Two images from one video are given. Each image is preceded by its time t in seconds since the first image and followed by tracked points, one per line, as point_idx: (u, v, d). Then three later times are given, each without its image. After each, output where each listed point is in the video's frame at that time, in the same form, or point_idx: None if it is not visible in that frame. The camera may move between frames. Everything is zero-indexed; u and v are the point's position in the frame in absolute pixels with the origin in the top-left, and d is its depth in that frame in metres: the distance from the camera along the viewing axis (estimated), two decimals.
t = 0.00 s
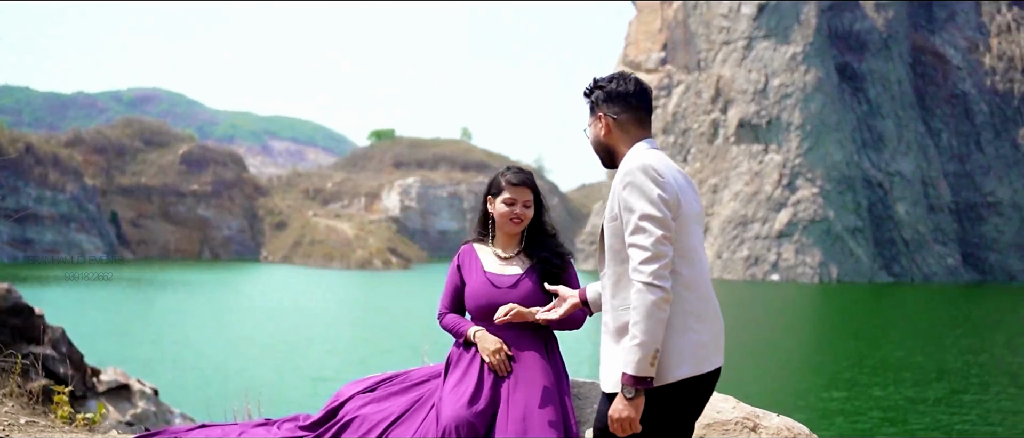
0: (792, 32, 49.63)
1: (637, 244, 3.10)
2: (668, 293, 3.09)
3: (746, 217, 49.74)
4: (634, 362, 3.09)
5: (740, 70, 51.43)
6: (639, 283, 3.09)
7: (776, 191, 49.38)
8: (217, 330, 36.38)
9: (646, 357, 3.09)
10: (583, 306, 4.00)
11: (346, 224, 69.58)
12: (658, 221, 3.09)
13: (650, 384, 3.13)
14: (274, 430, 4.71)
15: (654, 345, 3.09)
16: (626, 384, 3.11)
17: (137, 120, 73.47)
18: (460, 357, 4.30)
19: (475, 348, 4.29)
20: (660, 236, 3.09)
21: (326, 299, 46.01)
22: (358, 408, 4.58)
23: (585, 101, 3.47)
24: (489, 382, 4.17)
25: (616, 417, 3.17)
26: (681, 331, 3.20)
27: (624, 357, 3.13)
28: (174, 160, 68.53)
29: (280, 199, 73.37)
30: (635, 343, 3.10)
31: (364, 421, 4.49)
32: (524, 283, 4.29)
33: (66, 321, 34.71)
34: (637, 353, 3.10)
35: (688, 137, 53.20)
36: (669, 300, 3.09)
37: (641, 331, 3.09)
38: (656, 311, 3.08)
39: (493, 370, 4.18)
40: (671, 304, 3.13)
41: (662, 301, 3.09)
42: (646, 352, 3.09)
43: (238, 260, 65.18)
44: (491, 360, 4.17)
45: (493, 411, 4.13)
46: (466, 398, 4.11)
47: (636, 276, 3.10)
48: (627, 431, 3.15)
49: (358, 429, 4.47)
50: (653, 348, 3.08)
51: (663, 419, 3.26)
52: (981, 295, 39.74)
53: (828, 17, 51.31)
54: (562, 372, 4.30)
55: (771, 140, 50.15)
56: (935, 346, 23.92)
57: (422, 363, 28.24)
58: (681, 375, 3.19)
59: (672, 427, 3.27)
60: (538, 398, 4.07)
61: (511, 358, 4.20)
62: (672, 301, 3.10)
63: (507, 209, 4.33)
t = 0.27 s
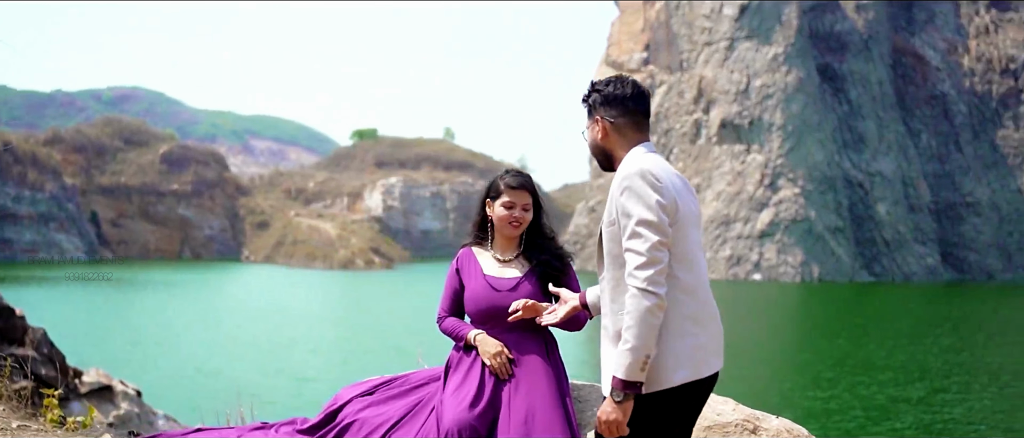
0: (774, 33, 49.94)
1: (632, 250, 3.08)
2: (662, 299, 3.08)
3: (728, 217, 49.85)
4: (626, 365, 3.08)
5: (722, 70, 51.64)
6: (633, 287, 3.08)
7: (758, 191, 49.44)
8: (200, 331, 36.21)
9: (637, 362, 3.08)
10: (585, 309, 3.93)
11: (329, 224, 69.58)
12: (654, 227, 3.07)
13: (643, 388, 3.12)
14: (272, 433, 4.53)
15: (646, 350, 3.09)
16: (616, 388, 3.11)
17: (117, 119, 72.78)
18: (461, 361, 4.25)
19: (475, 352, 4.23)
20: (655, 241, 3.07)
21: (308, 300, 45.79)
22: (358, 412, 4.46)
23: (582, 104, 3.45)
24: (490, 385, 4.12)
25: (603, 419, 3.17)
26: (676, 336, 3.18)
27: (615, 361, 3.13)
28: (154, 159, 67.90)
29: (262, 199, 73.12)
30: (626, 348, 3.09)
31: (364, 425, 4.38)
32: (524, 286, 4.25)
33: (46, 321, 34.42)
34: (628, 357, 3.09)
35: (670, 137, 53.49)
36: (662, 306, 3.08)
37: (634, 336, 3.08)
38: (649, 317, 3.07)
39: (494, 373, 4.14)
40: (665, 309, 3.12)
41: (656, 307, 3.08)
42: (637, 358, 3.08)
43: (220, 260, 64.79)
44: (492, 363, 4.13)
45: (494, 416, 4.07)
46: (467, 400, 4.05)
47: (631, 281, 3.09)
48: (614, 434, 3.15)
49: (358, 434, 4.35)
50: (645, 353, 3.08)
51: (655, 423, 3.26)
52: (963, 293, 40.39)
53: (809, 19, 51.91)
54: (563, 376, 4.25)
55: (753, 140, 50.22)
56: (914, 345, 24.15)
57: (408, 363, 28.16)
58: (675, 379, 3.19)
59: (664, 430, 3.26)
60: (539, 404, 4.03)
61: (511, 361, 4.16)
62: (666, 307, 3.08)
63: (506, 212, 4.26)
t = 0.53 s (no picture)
0: (756, 33, 50.24)
1: (630, 254, 3.09)
2: (657, 304, 3.08)
3: (711, 217, 49.57)
4: (618, 367, 3.09)
5: (705, 71, 51.74)
6: (630, 292, 3.09)
7: (740, 190, 49.38)
8: (181, 332, 35.98)
9: (629, 365, 3.09)
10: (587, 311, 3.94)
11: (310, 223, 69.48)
12: (654, 232, 3.07)
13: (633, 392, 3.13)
14: None
15: (637, 355, 3.09)
16: (607, 390, 3.12)
17: (95, 117, 71.73)
18: (459, 366, 4.16)
19: (476, 355, 4.14)
20: (653, 246, 3.07)
21: (290, 300, 45.61)
22: (357, 415, 4.39)
23: (581, 105, 3.43)
24: (492, 389, 4.03)
25: (592, 420, 3.18)
26: (673, 339, 3.19)
27: (605, 362, 3.14)
28: (134, 158, 66.99)
29: (243, 199, 72.74)
30: (619, 353, 3.10)
31: (362, 428, 4.31)
32: (523, 291, 4.16)
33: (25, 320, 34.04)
34: (621, 360, 3.10)
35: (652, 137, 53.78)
36: (658, 311, 3.08)
37: (627, 340, 3.08)
38: (645, 321, 3.08)
39: (495, 377, 4.05)
40: (660, 314, 3.11)
41: (652, 313, 3.08)
42: (630, 362, 3.09)
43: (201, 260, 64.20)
44: (492, 367, 4.04)
45: (497, 419, 3.98)
46: (470, 403, 3.97)
47: (628, 286, 3.09)
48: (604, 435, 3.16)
49: None
50: (638, 357, 3.08)
51: (650, 425, 3.29)
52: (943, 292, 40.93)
53: (791, 20, 51.01)
54: (565, 380, 4.17)
55: (735, 140, 50.16)
56: (895, 344, 24.35)
57: (392, 362, 28.12)
58: (671, 384, 3.19)
59: (660, 432, 3.27)
60: (540, 410, 3.93)
61: (512, 365, 4.07)
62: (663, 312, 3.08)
63: (507, 215, 4.18)
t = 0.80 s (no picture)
0: (738, 34, 50.40)
1: (631, 255, 3.10)
2: (657, 307, 3.09)
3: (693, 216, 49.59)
4: (615, 369, 3.10)
5: (687, 71, 51.75)
6: (630, 294, 3.10)
7: (723, 190, 49.45)
8: (161, 333, 35.69)
9: (627, 366, 3.10)
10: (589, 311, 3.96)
11: (293, 223, 69.97)
12: (655, 234, 3.08)
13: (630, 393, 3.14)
14: None
15: (636, 356, 3.10)
16: (604, 390, 3.13)
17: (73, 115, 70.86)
18: (461, 368, 4.14)
19: (477, 359, 4.12)
20: (655, 247, 3.08)
21: (272, 299, 45.44)
22: (356, 419, 4.37)
23: (585, 107, 3.46)
24: (492, 393, 4.00)
25: (588, 421, 3.20)
26: (672, 341, 3.20)
27: (604, 364, 3.14)
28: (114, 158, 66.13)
29: (225, 198, 72.30)
30: (618, 353, 3.11)
31: (362, 430, 4.29)
32: (524, 294, 4.13)
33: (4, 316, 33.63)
34: (618, 361, 3.11)
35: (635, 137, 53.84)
36: (657, 313, 3.09)
37: (627, 341, 3.09)
38: (643, 324, 3.09)
39: (496, 379, 4.02)
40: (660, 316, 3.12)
41: (651, 315, 3.09)
42: (627, 363, 3.10)
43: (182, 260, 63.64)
44: (493, 370, 4.01)
45: (498, 423, 3.96)
46: (471, 408, 3.95)
47: (628, 287, 3.10)
48: (599, 435, 3.17)
49: None
50: (636, 357, 3.09)
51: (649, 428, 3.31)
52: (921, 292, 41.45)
53: (772, 21, 51.00)
54: (565, 384, 4.14)
55: (717, 140, 50.44)
56: (876, 343, 24.55)
57: (376, 362, 28.07)
58: (669, 387, 3.20)
59: (660, 433, 3.28)
60: (542, 412, 3.92)
61: (513, 367, 4.04)
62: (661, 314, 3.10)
63: (507, 217, 4.16)
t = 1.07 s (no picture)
0: (720, 35, 50.56)
1: (634, 257, 3.12)
2: (659, 309, 3.12)
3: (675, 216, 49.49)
4: (618, 369, 3.14)
5: (669, 71, 51.84)
6: (632, 295, 3.12)
7: (705, 190, 49.17)
8: (141, 335, 35.39)
9: (628, 368, 3.14)
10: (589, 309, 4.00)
11: (274, 223, 69.74)
12: (658, 236, 3.10)
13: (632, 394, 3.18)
14: None
15: (638, 357, 3.13)
16: (605, 392, 3.16)
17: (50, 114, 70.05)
18: (462, 372, 4.16)
19: (476, 362, 4.14)
20: (658, 250, 3.10)
21: (253, 300, 45.24)
22: (354, 422, 4.36)
23: (587, 111, 3.54)
24: (494, 397, 4.03)
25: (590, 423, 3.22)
26: (674, 341, 3.24)
27: (607, 366, 3.17)
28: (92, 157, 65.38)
29: (206, 198, 71.86)
30: (619, 355, 3.14)
31: (362, 433, 4.28)
32: (525, 296, 4.14)
33: None
34: (620, 363, 3.14)
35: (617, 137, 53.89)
36: (660, 315, 3.12)
37: (629, 343, 3.12)
38: (645, 325, 3.11)
39: (497, 382, 4.06)
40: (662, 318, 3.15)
41: (653, 316, 3.12)
42: (630, 365, 3.13)
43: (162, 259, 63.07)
44: (494, 373, 4.04)
45: (500, 427, 4.01)
46: (473, 412, 3.98)
47: (630, 289, 3.13)
48: None
49: None
50: (637, 360, 3.12)
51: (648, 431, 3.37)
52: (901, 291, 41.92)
53: (753, 22, 51.29)
54: (565, 385, 4.19)
55: (699, 139, 50.15)
56: (855, 342, 24.70)
57: (360, 362, 27.99)
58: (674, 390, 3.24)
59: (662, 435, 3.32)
60: (542, 413, 3.99)
61: (514, 371, 4.08)
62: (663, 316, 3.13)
63: (507, 219, 4.17)
